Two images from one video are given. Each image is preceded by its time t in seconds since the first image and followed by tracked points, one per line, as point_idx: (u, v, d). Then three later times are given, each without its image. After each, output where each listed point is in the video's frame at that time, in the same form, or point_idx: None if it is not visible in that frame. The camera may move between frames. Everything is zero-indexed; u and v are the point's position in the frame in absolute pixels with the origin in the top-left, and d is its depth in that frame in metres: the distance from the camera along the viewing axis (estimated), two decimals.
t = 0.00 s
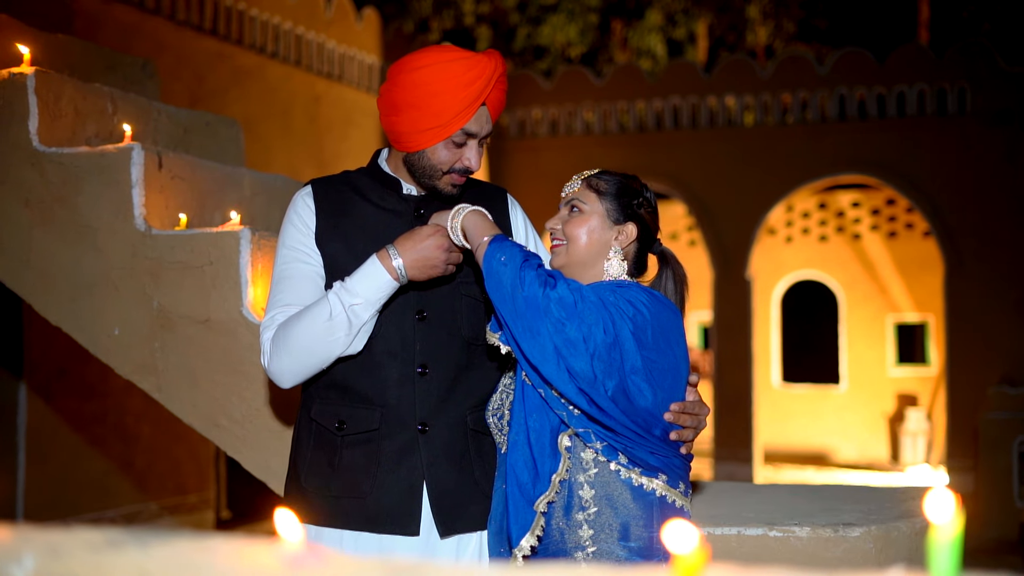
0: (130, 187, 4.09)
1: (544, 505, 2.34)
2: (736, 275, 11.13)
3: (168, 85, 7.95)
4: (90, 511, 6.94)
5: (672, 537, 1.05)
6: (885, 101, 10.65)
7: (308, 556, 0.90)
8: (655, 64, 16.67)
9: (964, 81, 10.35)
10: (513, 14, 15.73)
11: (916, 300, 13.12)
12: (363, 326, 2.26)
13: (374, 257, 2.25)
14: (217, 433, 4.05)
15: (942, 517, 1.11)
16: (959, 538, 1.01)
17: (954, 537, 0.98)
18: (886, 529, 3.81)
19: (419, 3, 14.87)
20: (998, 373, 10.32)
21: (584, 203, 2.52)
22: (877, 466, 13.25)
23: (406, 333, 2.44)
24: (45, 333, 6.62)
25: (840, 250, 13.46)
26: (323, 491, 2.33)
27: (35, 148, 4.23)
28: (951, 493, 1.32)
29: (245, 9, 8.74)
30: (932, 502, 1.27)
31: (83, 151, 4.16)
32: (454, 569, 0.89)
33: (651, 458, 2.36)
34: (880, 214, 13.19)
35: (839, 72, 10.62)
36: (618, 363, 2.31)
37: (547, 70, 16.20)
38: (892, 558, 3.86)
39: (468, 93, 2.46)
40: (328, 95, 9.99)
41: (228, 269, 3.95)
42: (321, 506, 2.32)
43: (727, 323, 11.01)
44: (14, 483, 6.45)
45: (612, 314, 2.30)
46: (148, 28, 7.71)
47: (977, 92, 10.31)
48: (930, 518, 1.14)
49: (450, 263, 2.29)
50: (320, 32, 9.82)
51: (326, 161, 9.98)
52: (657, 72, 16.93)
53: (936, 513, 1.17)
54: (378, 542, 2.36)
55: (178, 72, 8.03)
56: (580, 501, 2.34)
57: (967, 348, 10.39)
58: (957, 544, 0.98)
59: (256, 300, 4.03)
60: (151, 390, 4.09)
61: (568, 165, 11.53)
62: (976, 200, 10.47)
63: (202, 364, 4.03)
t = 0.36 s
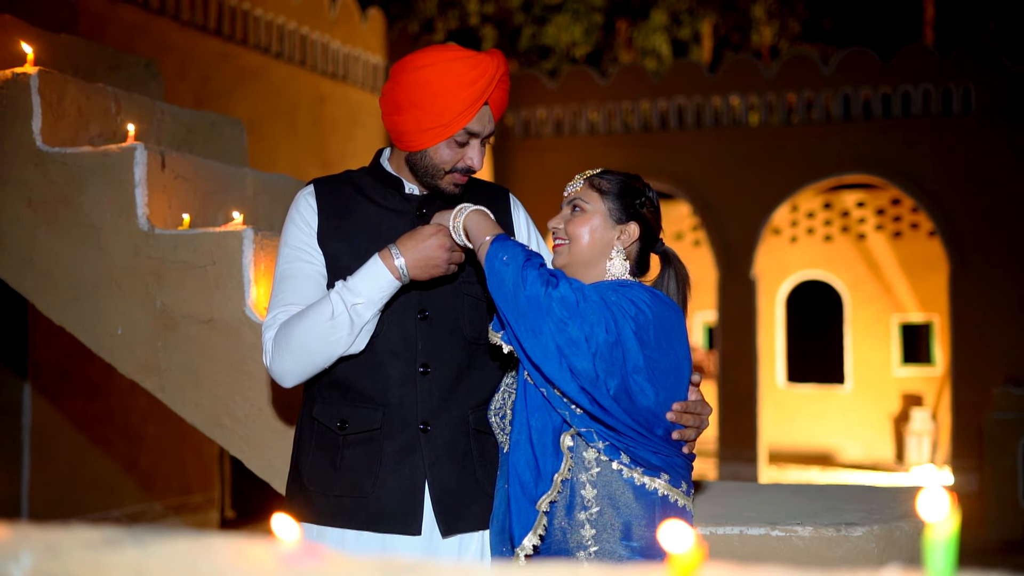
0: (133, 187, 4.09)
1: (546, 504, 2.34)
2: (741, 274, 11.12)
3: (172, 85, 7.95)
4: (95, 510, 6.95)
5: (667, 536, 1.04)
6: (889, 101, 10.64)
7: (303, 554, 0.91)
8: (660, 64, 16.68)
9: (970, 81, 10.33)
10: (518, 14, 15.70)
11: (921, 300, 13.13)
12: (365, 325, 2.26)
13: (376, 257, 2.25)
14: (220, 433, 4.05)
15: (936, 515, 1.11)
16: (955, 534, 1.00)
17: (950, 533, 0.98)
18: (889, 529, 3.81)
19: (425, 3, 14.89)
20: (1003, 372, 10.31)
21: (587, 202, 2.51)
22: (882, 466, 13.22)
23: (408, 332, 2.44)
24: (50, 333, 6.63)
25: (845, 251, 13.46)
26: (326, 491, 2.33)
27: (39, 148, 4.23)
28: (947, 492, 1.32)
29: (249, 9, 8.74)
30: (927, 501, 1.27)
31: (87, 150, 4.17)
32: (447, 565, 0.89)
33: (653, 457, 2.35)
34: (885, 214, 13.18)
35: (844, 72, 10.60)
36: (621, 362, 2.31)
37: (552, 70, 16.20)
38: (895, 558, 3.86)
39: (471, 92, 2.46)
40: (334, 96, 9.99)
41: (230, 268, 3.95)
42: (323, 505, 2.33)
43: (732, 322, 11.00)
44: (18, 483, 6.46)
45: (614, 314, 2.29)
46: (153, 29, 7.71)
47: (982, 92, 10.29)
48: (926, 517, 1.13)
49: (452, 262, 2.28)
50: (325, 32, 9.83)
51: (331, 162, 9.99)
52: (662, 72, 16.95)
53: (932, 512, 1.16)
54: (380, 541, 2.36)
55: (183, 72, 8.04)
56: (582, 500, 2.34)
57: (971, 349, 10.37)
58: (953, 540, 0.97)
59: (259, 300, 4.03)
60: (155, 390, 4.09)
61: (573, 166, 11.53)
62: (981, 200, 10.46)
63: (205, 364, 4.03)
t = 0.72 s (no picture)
0: (135, 186, 4.08)
1: (548, 503, 2.34)
2: (744, 274, 11.11)
3: (175, 85, 7.95)
4: (98, 510, 6.96)
5: (666, 534, 1.04)
6: (893, 100, 10.63)
7: (301, 551, 0.91)
8: (663, 64, 16.68)
9: (973, 81, 10.30)
10: (521, 14, 15.68)
11: (924, 299, 13.11)
12: (367, 325, 2.26)
13: (378, 256, 2.25)
14: (222, 432, 4.06)
15: (935, 514, 1.10)
16: (953, 533, 1.00)
17: (947, 531, 0.98)
18: (890, 529, 3.80)
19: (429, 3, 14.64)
20: (1006, 373, 10.30)
21: (589, 201, 2.51)
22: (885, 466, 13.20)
23: (409, 331, 2.44)
24: (52, 333, 6.64)
25: (849, 250, 13.44)
26: (327, 490, 2.33)
27: (41, 147, 4.24)
28: (947, 491, 1.31)
29: (253, 9, 8.75)
30: (928, 501, 1.26)
31: (90, 150, 4.17)
32: (445, 563, 0.89)
33: (655, 457, 2.35)
34: (889, 214, 13.16)
35: (847, 72, 10.59)
36: (622, 362, 2.30)
37: (556, 69, 16.22)
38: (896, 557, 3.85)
39: (473, 91, 2.46)
40: (337, 95, 9.99)
41: (232, 267, 3.95)
42: (323, 504, 2.33)
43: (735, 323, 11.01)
44: (21, 483, 6.47)
45: (616, 313, 2.29)
46: (155, 28, 7.71)
47: (986, 92, 10.27)
48: (924, 515, 1.13)
49: (454, 261, 2.28)
50: (327, 31, 9.83)
51: (334, 162, 10.00)
52: (665, 72, 16.95)
53: (931, 511, 1.16)
54: (381, 540, 2.36)
55: (185, 73, 8.04)
56: (584, 499, 2.34)
57: (974, 348, 10.36)
58: (951, 537, 0.97)
59: (261, 299, 4.03)
60: (156, 389, 4.09)
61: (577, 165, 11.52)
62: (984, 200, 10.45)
63: (207, 363, 4.04)
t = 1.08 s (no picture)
0: (138, 185, 4.09)
1: (551, 503, 2.34)
2: (747, 274, 11.11)
3: (178, 85, 7.96)
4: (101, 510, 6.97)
5: (667, 531, 1.04)
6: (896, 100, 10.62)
7: (303, 549, 0.91)
8: (666, 64, 16.62)
9: (977, 80, 10.29)
10: (524, 14, 15.67)
11: (928, 299, 13.09)
12: (369, 324, 2.26)
13: (381, 256, 2.25)
14: (225, 431, 4.06)
15: (937, 512, 1.10)
16: (954, 531, 1.00)
17: (948, 527, 0.98)
18: (893, 528, 3.80)
19: (431, 2, 14.89)
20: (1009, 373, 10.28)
21: (591, 200, 2.51)
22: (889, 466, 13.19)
23: (411, 330, 2.44)
24: (56, 332, 6.65)
25: (852, 250, 13.42)
26: (329, 490, 2.33)
27: (45, 147, 4.24)
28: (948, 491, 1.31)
29: (255, 8, 8.76)
30: (928, 499, 1.26)
31: (93, 150, 4.17)
32: (446, 559, 0.89)
33: (658, 456, 2.35)
34: (892, 214, 13.14)
35: (850, 72, 10.59)
36: (625, 361, 2.30)
37: (559, 69, 16.29)
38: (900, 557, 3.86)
39: (476, 90, 2.46)
40: (340, 95, 9.99)
41: (235, 266, 3.95)
42: (326, 504, 2.33)
43: (739, 323, 11.00)
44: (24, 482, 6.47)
45: (618, 312, 2.29)
46: (158, 28, 7.72)
47: (989, 91, 10.26)
48: (925, 514, 1.13)
49: (456, 261, 2.29)
50: (331, 31, 9.83)
51: (338, 162, 10.00)
52: (668, 72, 16.88)
53: (933, 508, 1.16)
54: (384, 539, 2.36)
55: (189, 73, 8.04)
56: (587, 499, 2.34)
57: (978, 348, 10.35)
58: (952, 534, 0.97)
59: (264, 298, 4.03)
60: (159, 387, 4.10)
61: (580, 165, 11.51)
62: (987, 200, 10.44)
63: (210, 362, 4.04)
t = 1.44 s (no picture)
0: (140, 184, 4.09)
1: (553, 503, 2.34)
2: (749, 273, 11.10)
3: (181, 85, 7.96)
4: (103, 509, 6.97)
5: (669, 530, 1.04)
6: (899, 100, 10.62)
7: (307, 547, 0.91)
8: (669, 64, 16.58)
9: (979, 80, 10.29)
10: (526, 14, 15.70)
11: (930, 299, 13.08)
12: (372, 324, 2.26)
13: (384, 255, 2.25)
14: (227, 430, 4.06)
15: (940, 509, 1.11)
16: (957, 527, 1.01)
17: (948, 525, 0.98)
18: (895, 527, 3.82)
19: (433, 3, 14.92)
20: (1012, 373, 10.27)
21: (594, 199, 2.51)
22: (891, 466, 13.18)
23: (414, 329, 2.44)
24: (58, 331, 6.66)
25: (854, 250, 13.40)
26: (332, 489, 2.33)
27: (47, 146, 4.24)
28: (952, 489, 1.31)
29: (258, 8, 8.76)
30: (932, 498, 1.26)
31: (95, 149, 4.17)
32: (451, 557, 0.89)
33: (661, 456, 2.35)
34: (894, 214, 13.14)
35: (853, 71, 10.59)
36: (628, 361, 2.30)
37: (561, 68, 16.32)
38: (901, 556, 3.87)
39: (478, 89, 2.46)
40: (342, 95, 9.98)
41: (238, 266, 3.95)
42: (328, 503, 2.33)
43: (741, 323, 11.00)
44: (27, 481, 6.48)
45: (621, 311, 2.29)
46: (161, 28, 7.73)
47: (992, 91, 10.25)
48: (929, 510, 1.13)
49: (459, 261, 2.29)
50: (333, 31, 9.83)
51: (340, 162, 10.01)
52: (671, 72, 16.83)
53: (935, 505, 1.16)
54: (386, 538, 2.36)
55: (191, 72, 8.05)
56: (589, 498, 2.34)
57: (981, 348, 10.34)
58: (954, 531, 0.97)
59: (266, 297, 4.03)
60: (162, 387, 4.10)
61: (582, 165, 11.51)
62: (989, 200, 10.44)
63: (213, 362, 4.04)
